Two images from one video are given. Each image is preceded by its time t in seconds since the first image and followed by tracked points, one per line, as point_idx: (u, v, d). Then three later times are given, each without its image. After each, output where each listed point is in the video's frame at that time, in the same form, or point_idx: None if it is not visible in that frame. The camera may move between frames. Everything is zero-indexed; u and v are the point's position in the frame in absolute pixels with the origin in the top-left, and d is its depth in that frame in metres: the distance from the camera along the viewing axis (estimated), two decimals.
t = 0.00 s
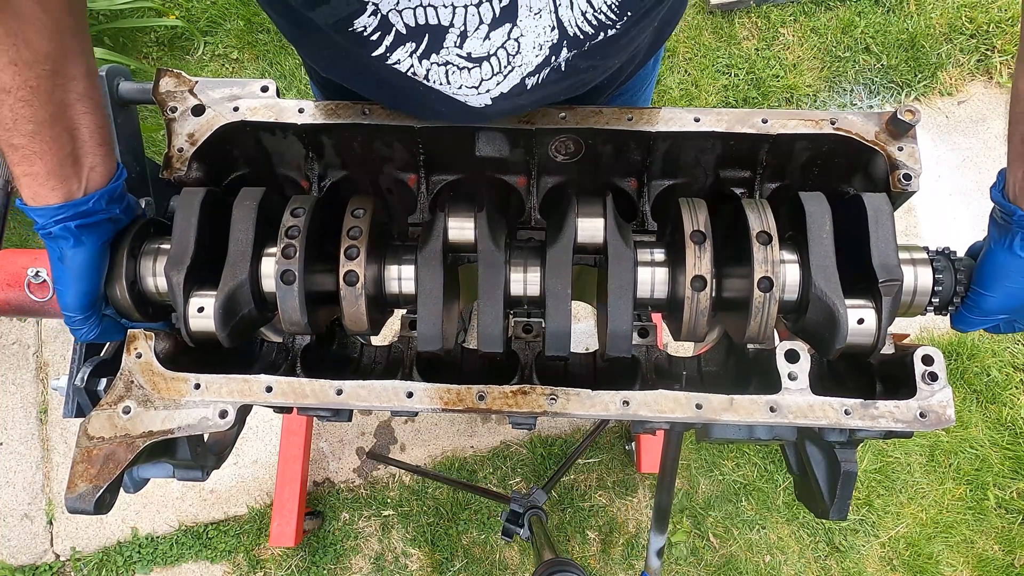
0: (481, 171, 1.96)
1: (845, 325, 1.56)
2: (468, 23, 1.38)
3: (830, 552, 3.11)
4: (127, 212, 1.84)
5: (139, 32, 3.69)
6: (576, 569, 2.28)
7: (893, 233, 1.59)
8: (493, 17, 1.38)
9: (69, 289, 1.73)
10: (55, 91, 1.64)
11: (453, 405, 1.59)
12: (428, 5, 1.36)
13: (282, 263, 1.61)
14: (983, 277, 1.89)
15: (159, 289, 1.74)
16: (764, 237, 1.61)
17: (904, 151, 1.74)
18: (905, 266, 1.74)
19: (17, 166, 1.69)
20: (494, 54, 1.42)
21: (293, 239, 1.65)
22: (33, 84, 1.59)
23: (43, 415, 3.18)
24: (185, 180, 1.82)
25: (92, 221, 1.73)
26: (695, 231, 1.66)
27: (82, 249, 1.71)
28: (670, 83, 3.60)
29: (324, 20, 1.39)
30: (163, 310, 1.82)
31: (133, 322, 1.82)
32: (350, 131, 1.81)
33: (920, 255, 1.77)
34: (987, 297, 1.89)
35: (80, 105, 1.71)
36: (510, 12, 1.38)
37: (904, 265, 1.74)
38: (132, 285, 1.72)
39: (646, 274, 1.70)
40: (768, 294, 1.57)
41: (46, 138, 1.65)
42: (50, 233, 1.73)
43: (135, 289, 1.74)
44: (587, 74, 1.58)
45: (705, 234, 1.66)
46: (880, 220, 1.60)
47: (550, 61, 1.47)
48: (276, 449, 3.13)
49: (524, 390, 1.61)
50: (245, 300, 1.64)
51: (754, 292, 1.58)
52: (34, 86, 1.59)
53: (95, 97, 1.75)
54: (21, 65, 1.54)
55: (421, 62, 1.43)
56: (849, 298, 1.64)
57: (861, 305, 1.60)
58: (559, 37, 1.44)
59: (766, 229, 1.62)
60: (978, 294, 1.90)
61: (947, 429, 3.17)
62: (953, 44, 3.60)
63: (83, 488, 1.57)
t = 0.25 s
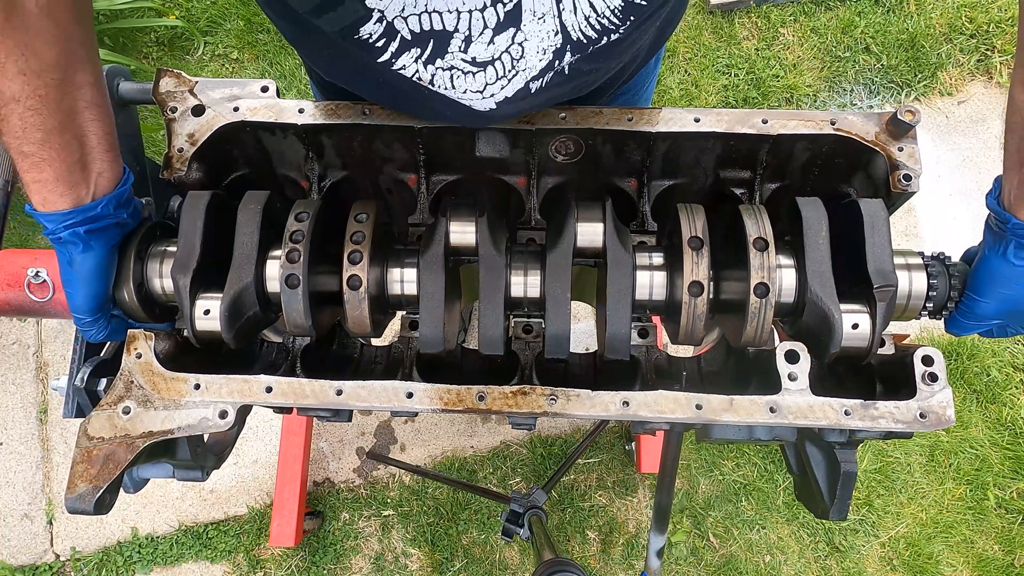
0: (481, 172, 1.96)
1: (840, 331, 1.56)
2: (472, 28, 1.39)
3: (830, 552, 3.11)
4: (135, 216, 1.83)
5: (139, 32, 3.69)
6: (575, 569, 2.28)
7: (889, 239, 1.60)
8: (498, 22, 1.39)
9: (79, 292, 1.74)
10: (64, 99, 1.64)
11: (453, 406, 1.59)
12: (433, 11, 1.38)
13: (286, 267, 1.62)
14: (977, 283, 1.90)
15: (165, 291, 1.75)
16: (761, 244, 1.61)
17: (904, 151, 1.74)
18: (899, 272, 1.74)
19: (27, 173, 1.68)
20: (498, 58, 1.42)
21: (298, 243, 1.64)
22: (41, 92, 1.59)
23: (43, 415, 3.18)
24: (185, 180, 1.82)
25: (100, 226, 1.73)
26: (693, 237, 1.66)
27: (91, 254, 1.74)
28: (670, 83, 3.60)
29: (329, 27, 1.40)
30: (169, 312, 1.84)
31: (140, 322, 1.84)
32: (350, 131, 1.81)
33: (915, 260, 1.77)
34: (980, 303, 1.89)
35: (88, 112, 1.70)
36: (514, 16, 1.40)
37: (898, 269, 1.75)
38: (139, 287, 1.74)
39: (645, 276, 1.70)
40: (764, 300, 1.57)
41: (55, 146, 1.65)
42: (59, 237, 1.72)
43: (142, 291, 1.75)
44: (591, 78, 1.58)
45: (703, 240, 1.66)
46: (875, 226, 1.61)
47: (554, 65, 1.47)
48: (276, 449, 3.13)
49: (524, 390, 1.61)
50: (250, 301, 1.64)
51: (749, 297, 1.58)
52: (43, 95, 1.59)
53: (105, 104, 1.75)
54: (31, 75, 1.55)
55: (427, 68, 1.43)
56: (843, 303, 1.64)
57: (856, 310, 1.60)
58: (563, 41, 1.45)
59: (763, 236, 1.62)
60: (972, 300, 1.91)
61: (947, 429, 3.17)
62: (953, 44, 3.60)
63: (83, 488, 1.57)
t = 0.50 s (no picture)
0: (481, 172, 1.97)
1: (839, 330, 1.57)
2: (482, 38, 1.40)
3: (830, 552, 3.11)
4: (135, 215, 1.84)
5: (139, 32, 3.69)
6: (575, 569, 2.28)
7: (889, 238, 1.60)
8: (507, 32, 1.40)
9: (80, 291, 1.75)
10: (69, 100, 1.66)
11: (453, 406, 1.59)
12: (443, 22, 1.39)
13: (287, 266, 1.62)
14: (977, 284, 1.89)
15: (166, 288, 1.75)
16: (761, 244, 1.61)
17: (904, 151, 1.75)
18: (900, 270, 1.74)
19: (29, 173, 1.69)
20: (507, 67, 1.43)
21: (297, 243, 1.64)
22: (47, 94, 1.61)
23: (43, 415, 3.18)
24: (185, 180, 1.81)
25: (101, 225, 1.74)
26: (693, 237, 1.66)
27: (92, 253, 1.74)
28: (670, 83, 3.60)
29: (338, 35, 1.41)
30: (170, 309, 1.83)
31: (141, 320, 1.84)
32: (349, 131, 1.81)
33: (916, 259, 1.77)
34: (979, 303, 1.89)
35: (92, 114, 1.72)
36: (523, 26, 1.40)
37: (898, 268, 1.75)
38: (139, 283, 1.73)
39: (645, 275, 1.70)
40: (764, 301, 1.57)
41: (59, 146, 1.66)
42: (60, 238, 1.73)
43: (143, 288, 1.75)
44: (597, 83, 1.59)
45: (703, 240, 1.65)
46: (876, 225, 1.61)
47: (563, 74, 1.48)
48: (276, 449, 3.13)
49: (523, 390, 1.61)
50: (251, 299, 1.65)
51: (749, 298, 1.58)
52: (48, 96, 1.61)
53: (109, 106, 1.76)
54: (37, 76, 1.56)
55: (436, 78, 1.45)
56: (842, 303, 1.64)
57: (855, 309, 1.61)
58: (571, 51, 1.45)
59: (763, 237, 1.62)
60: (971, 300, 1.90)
61: (948, 429, 3.17)
62: (953, 44, 3.60)
63: (83, 488, 1.57)
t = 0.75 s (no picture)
0: (481, 171, 1.97)
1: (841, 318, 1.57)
2: (478, 65, 1.40)
3: (830, 552, 3.11)
4: (134, 218, 1.87)
5: (139, 32, 3.69)
6: (575, 569, 2.27)
7: (890, 223, 1.60)
8: (504, 55, 1.40)
9: (80, 296, 1.77)
10: (66, 110, 1.69)
11: (453, 406, 1.59)
12: (440, 59, 1.39)
13: (284, 264, 1.61)
14: (980, 269, 1.89)
15: (166, 288, 1.75)
16: (760, 233, 1.61)
17: (904, 150, 1.74)
18: (902, 257, 1.74)
19: (26, 183, 1.72)
20: (503, 85, 1.45)
21: (294, 241, 1.64)
22: (43, 106, 1.64)
23: (43, 415, 3.18)
24: (184, 180, 1.81)
25: (99, 230, 1.76)
26: (692, 228, 1.66)
27: (90, 258, 1.75)
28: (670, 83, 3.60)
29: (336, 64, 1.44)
30: (170, 310, 1.83)
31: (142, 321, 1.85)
32: (349, 130, 1.81)
33: (918, 246, 1.77)
34: (983, 288, 1.90)
35: (89, 123, 1.75)
36: (519, 47, 1.40)
37: (900, 255, 1.75)
38: (139, 285, 1.73)
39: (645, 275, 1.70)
40: (764, 289, 1.57)
41: (56, 156, 1.69)
42: (59, 244, 1.75)
43: (142, 290, 1.75)
44: (591, 84, 1.64)
45: (702, 231, 1.66)
46: (877, 213, 1.61)
47: (557, 84, 1.52)
48: (275, 449, 3.13)
49: (524, 390, 1.61)
50: (249, 299, 1.65)
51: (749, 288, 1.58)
52: (45, 108, 1.64)
53: (106, 114, 1.79)
54: (32, 88, 1.59)
55: (437, 100, 1.49)
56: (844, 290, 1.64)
57: (857, 297, 1.60)
58: (567, 63, 1.47)
59: (763, 225, 1.62)
60: (975, 285, 1.91)
61: (947, 429, 3.17)
62: (953, 44, 3.60)
63: (83, 487, 1.57)
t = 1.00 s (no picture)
0: (481, 171, 1.97)
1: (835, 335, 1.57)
2: (474, 76, 1.44)
3: (830, 552, 3.11)
4: (140, 217, 1.88)
5: (139, 32, 3.69)
6: (575, 569, 2.27)
7: (887, 240, 1.60)
8: (497, 64, 1.43)
9: (88, 295, 1.76)
10: (70, 109, 1.68)
11: (453, 406, 1.59)
12: (437, 73, 1.43)
13: (290, 269, 1.62)
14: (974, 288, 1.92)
15: (171, 287, 1.75)
16: (758, 249, 1.61)
17: (904, 150, 1.74)
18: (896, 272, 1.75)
19: (33, 183, 1.73)
20: (499, 94, 1.47)
21: (300, 245, 1.64)
22: (48, 106, 1.63)
23: (43, 415, 3.18)
24: (185, 181, 1.81)
25: (105, 230, 1.77)
26: (692, 242, 1.66)
27: (98, 257, 1.76)
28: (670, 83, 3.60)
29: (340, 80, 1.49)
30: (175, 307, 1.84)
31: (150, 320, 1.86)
32: (349, 130, 1.81)
33: (913, 262, 1.78)
34: (976, 307, 1.92)
35: (93, 122, 1.74)
36: (512, 56, 1.43)
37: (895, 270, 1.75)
38: (144, 284, 1.74)
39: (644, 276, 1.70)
40: (761, 305, 1.58)
41: (61, 156, 1.69)
42: (67, 244, 1.77)
43: (148, 288, 1.75)
44: (589, 90, 1.64)
45: (702, 245, 1.66)
46: (874, 230, 1.61)
47: (555, 91, 1.53)
48: (275, 449, 3.13)
49: (524, 390, 1.61)
50: (254, 300, 1.65)
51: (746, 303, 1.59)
52: (49, 108, 1.63)
53: (109, 113, 1.78)
54: (35, 90, 1.59)
55: (437, 117, 1.52)
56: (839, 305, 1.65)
57: (852, 313, 1.62)
58: (562, 70, 1.49)
59: (762, 241, 1.62)
60: (968, 304, 1.93)
61: (947, 429, 3.18)
62: (953, 44, 3.60)
63: (83, 487, 1.57)
